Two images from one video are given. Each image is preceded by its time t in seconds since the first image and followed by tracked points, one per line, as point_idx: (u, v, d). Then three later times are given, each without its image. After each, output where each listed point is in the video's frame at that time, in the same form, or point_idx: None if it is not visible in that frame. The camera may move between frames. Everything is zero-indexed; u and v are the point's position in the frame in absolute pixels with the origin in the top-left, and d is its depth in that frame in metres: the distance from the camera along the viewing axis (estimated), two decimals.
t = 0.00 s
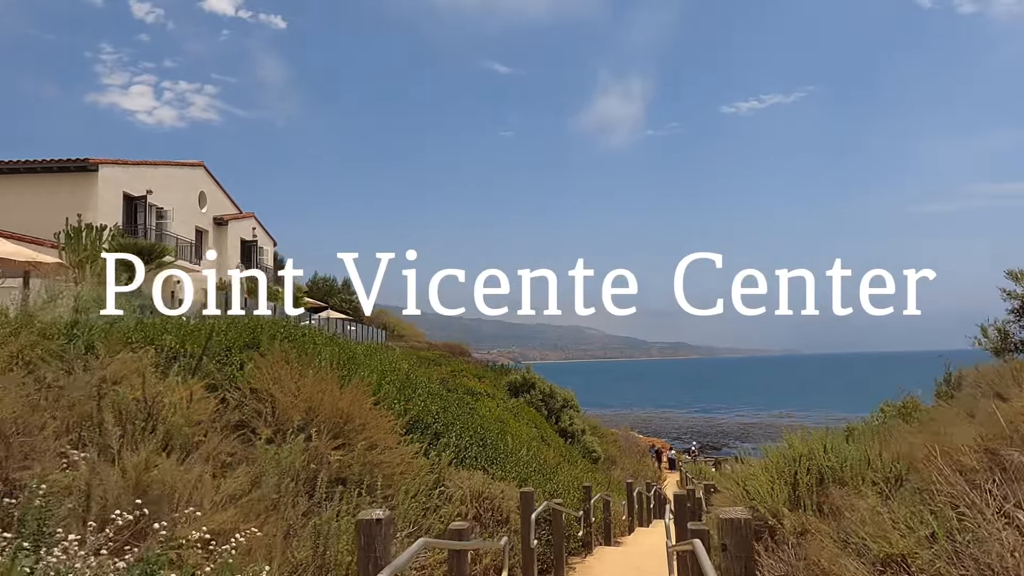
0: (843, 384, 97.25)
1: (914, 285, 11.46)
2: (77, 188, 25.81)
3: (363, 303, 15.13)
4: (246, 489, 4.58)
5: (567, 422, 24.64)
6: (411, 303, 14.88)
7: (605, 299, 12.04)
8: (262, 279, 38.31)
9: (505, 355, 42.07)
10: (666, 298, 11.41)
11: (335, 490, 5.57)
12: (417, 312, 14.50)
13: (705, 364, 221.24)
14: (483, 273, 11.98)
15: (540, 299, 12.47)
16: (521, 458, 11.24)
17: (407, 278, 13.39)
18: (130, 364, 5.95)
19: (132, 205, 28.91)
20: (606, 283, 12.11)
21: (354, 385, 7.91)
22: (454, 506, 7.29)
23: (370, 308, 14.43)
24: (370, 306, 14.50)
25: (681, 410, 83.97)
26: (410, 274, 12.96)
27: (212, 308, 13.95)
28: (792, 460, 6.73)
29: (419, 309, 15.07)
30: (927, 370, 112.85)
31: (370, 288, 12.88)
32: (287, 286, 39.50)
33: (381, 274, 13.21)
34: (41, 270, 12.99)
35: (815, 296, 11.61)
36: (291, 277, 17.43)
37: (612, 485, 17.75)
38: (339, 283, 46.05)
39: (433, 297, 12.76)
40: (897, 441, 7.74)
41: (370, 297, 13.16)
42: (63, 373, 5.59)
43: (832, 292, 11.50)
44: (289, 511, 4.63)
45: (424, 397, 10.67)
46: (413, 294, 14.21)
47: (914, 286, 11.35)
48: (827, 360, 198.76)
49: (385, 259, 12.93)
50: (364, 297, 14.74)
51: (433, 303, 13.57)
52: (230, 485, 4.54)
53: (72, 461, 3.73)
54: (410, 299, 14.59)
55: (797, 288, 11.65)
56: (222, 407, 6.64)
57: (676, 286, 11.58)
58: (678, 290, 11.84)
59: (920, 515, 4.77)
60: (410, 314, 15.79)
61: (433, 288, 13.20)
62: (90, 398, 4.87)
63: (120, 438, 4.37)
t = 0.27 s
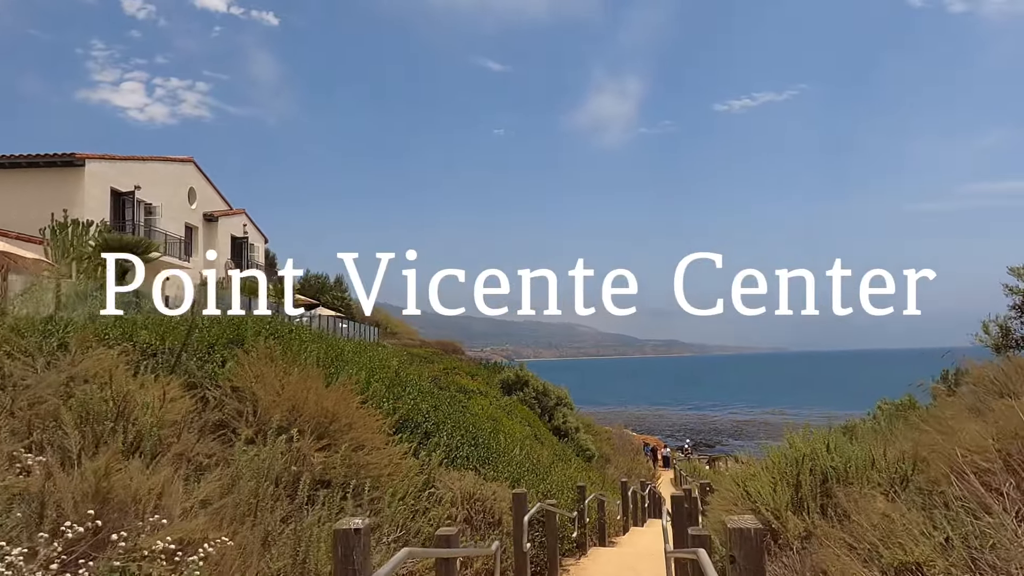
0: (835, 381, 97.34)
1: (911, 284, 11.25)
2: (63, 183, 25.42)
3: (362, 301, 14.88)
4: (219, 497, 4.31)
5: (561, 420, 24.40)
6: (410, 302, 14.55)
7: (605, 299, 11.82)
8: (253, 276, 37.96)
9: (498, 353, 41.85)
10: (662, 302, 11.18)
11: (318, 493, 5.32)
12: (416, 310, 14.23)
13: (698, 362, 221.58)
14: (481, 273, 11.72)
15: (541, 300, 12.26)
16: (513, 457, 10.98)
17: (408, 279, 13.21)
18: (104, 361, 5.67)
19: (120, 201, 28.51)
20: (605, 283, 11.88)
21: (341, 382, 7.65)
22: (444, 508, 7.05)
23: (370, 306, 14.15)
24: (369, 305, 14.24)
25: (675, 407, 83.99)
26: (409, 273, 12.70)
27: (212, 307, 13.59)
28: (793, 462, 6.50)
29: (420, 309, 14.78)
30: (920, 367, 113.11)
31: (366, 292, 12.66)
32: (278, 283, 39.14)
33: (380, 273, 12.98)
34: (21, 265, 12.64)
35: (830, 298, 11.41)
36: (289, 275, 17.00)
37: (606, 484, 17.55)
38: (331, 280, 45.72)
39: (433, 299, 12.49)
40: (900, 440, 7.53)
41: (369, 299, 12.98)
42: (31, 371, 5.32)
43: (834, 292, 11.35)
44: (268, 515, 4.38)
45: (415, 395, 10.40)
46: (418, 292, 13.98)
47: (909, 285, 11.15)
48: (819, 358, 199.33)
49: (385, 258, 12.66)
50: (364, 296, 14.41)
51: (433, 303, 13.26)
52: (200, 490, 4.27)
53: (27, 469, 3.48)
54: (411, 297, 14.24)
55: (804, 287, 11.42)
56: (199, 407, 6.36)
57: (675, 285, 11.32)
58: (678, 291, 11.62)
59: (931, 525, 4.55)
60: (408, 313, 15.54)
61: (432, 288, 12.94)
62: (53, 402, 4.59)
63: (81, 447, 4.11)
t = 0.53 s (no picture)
0: (828, 379, 97.43)
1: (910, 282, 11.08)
2: (48, 176, 25.02)
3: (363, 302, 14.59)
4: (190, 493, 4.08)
5: (554, 416, 24.16)
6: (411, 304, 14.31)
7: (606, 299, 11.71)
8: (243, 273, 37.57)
9: (492, 350, 41.63)
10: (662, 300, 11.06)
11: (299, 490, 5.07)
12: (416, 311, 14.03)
13: (691, 360, 221.89)
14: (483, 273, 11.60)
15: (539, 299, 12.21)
16: (506, 453, 10.73)
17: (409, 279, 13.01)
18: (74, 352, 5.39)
19: (107, 195, 28.12)
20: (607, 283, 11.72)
21: (328, 375, 7.38)
22: (433, 505, 6.79)
23: (370, 305, 13.92)
24: (369, 305, 14.02)
25: (668, 405, 83.93)
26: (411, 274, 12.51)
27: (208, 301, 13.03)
28: (795, 455, 6.28)
29: (420, 309, 14.54)
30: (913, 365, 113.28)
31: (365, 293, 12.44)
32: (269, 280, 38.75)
33: (381, 272, 12.75)
34: None
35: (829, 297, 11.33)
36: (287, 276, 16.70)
37: (600, 482, 17.33)
38: (323, 278, 45.35)
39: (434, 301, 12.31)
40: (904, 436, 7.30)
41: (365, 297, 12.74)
42: None
43: (835, 292, 11.22)
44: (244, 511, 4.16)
45: (405, 390, 10.13)
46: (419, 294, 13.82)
47: (909, 283, 10.97)
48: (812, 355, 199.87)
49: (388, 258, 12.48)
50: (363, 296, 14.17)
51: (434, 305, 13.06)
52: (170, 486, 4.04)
53: None
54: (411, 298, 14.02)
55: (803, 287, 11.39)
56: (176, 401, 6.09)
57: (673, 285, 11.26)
58: (677, 291, 11.59)
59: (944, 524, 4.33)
60: (408, 314, 15.33)
61: (431, 288, 12.73)
62: (11, 400, 4.33)
63: (37, 449, 3.86)
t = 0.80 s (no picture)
0: (820, 374, 97.60)
1: (910, 280, 10.88)
2: (32, 169, 24.56)
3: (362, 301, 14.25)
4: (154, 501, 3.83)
5: (547, 412, 23.91)
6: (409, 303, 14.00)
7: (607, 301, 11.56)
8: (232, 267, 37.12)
9: (485, 346, 41.32)
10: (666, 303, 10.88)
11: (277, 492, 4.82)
12: (416, 312, 13.80)
13: (682, 355, 222.26)
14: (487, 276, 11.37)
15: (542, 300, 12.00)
16: (498, 450, 10.44)
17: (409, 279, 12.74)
18: (37, 345, 5.09)
19: (92, 188, 27.65)
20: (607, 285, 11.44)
21: (312, 369, 7.09)
22: (422, 505, 6.52)
23: (370, 306, 13.63)
24: (369, 305, 13.73)
25: (661, 400, 83.96)
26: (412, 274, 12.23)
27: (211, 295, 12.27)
28: (798, 452, 6.04)
29: (420, 309, 14.26)
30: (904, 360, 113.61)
31: (366, 294, 12.19)
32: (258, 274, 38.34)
33: (382, 275, 12.55)
34: None
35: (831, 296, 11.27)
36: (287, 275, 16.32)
37: (594, 478, 17.11)
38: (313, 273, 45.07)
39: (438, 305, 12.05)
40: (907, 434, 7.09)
41: (364, 297, 12.44)
42: None
43: (833, 293, 11.04)
44: (215, 518, 3.90)
45: (394, 385, 9.85)
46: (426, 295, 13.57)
47: (909, 282, 10.78)
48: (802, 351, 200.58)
49: (391, 260, 12.32)
50: (364, 296, 13.88)
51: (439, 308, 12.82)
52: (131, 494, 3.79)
53: None
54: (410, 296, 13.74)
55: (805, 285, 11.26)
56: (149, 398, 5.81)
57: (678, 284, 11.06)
58: (676, 293, 11.48)
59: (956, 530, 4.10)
60: (409, 314, 15.07)
61: (432, 290, 12.44)
62: None
63: None
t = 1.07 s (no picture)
0: (813, 370, 97.73)
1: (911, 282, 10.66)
2: (17, 162, 24.13)
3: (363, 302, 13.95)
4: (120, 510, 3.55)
5: (541, 408, 23.64)
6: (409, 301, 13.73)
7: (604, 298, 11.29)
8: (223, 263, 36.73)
9: (478, 342, 41.07)
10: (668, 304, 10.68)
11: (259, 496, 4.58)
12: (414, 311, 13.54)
13: (675, 351, 222.54)
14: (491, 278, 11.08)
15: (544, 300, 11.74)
16: (491, 447, 10.17)
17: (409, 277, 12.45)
18: (4, 340, 4.81)
19: (79, 182, 27.23)
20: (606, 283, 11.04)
21: (299, 365, 6.81)
22: (414, 506, 6.28)
23: (371, 306, 13.34)
24: (369, 306, 13.43)
25: (654, 395, 83.94)
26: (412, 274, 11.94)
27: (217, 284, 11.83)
28: (806, 450, 5.81)
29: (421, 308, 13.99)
30: (896, 356, 113.86)
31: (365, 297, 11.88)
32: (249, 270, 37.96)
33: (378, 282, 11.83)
34: None
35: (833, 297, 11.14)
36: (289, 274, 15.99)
37: (589, 474, 16.90)
38: (305, 268, 44.71)
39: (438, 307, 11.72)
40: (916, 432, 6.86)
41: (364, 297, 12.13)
42: None
43: (834, 292, 10.79)
44: (190, 526, 3.65)
45: (385, 382, 9.57)
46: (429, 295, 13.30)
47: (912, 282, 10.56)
48: (795, 347, 201.09)
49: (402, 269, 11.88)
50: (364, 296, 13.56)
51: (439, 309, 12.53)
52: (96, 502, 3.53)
53: None
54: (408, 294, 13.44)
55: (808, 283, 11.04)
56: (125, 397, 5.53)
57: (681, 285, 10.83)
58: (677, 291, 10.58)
59: (976, 540, 3.87)
60: (408, 313, 14.80)
61: (431, 289, 12.14)
62: None
63: None
